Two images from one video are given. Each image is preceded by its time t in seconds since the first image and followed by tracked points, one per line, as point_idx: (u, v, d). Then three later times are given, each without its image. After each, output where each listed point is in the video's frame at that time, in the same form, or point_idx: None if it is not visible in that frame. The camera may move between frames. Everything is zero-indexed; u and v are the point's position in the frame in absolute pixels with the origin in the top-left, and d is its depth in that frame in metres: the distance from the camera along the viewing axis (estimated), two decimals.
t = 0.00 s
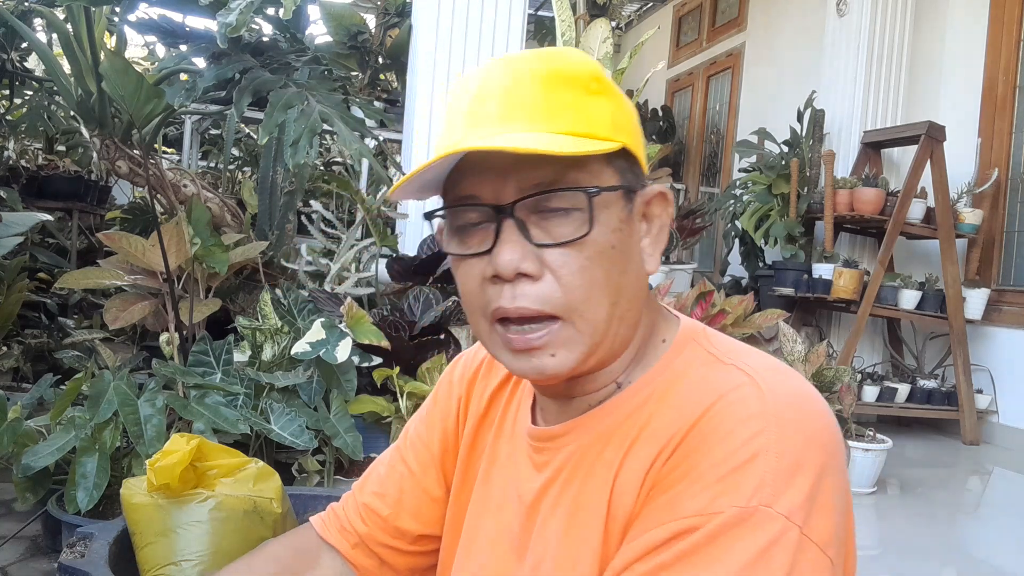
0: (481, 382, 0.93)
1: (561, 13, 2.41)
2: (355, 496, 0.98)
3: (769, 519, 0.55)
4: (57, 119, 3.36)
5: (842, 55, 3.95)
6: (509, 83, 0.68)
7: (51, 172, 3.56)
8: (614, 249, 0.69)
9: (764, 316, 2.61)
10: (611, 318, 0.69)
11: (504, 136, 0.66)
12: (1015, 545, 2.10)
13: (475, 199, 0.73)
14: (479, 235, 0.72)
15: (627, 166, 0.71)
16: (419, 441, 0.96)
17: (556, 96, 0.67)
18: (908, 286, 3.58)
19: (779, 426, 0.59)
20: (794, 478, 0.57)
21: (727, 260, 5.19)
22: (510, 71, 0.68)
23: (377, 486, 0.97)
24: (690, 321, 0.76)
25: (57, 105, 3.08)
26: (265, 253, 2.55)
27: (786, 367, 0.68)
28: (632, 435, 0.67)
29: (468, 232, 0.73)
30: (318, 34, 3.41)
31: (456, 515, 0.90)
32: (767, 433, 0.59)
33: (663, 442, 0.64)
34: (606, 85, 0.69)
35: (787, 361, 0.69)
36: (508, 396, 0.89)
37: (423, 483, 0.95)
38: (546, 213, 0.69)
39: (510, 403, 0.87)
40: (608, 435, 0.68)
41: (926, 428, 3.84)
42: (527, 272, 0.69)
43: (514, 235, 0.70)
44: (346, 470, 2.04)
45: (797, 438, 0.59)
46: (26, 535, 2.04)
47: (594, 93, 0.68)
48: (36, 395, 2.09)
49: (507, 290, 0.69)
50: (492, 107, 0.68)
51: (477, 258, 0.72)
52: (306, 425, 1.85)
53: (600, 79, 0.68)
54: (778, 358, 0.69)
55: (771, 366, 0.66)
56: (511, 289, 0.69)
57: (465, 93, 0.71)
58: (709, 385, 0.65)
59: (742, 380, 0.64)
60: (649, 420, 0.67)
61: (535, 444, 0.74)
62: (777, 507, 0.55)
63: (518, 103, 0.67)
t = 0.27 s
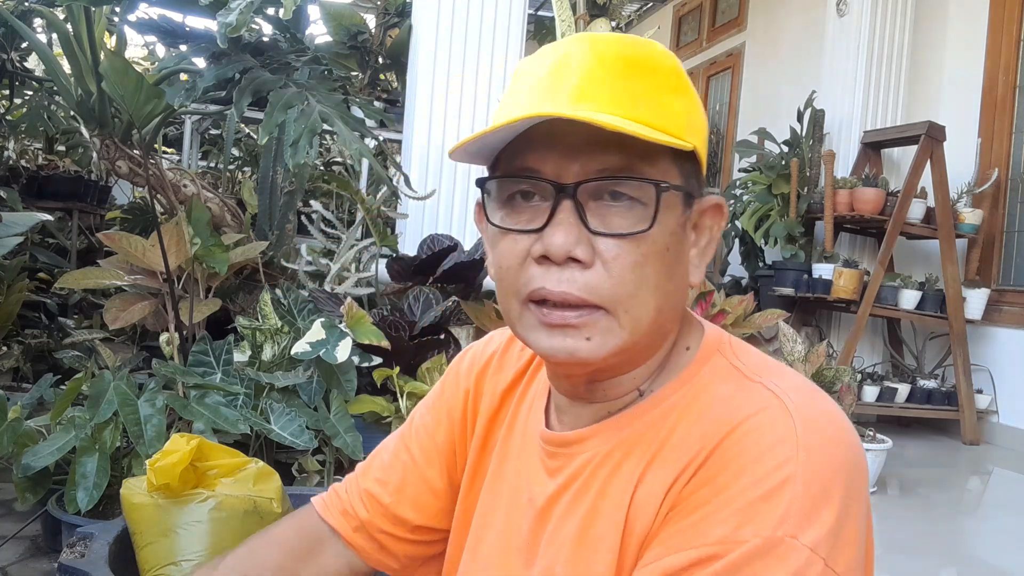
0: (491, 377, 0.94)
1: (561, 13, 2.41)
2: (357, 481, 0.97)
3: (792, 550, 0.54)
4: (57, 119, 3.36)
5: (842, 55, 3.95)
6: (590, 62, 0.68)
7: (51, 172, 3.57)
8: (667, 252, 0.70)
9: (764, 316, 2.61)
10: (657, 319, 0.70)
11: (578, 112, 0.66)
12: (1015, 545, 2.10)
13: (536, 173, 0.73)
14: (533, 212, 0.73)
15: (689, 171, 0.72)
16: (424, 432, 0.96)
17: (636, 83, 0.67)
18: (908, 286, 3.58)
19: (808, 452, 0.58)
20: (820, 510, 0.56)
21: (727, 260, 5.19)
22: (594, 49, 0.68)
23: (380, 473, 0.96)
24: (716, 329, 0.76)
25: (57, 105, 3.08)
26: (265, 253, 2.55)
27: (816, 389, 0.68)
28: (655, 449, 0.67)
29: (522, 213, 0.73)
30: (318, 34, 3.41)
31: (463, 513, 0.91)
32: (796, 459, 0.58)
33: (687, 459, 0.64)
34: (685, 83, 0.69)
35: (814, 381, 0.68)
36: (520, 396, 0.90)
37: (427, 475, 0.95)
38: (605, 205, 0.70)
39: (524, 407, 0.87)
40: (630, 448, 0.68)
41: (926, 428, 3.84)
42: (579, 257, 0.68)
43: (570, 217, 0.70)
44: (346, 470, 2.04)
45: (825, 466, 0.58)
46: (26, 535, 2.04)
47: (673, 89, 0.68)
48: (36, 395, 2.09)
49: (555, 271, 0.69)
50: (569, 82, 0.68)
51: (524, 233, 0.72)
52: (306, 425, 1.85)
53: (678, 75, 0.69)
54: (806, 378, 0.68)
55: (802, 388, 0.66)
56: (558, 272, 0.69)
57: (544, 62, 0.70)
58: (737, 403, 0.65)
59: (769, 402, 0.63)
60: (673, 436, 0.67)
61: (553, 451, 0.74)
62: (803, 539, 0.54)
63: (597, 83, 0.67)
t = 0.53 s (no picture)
0: (494, 375, 0.94)
1: (561, 13, 2.41)
2: (353, 457, 0.97)
3: None
4: (57, 119, 3.36)
5: (842, 55, 3.95)
6: (601, 69, 0.67)
7: (51, 172, 3.57)
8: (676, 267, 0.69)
9: (764, 316, 2.61)
10: (664, 340, 0.69)
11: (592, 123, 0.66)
12: (1015, 545, 2.10)
13: (540, 187, 0.72)
14: (535, 229, 0.72)
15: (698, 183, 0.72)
16: (424, 418, 0.96)
17: (648, 93, 0.67)
18: (908, 286, 3.58)
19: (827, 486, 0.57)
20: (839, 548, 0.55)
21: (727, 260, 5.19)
22: (605, 55, 0.68)
23: (376, 450, 0.96)
24: (725, 338, 0.76)
25: (57, 105, 3.08)
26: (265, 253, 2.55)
27: (832, 410, 0.67)
28: (667, 470, 0.66)
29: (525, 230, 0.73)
30: (318, 34, 3.42)
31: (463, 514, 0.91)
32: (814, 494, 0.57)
33: (700, 484, 0.64)
34: (697, 88, 0.69)
35: (826, 399, 0.67)
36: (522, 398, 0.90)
37: (423, 461, 0.96)
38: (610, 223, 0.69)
39: (528, 413, 0.86)
40: (640, 468, 0.68)
41: (926, 428, 3.84)
42: (582, 277, 0.68)
43: (574, 235, 0.69)
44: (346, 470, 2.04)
45: (843, 501, 0.57)
46: (26, 535, 2.03)
47: (685, 96, 0.68)
48: (36, 395, 2.09)
49: (556, 291, 0.68)
50: (580, 90, 0.67)
51: (525, 250, 0.71)
52: (306, 425, 1.85)
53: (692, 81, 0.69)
54: (818, 396, 0.68)
55: (816, 410, 0.64)
56: (559, 291, 0.68)
57: (552, 65, 0.70)
58: (751, 427, 0.63)
59: (785, 426, 0.62)
60: (685, 458, 0.66)
61: (559, 462, 0.74)
62: None
63: (609, 91, 0.67)
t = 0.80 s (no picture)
0: (486, 384, 0.94)
1: (561, 13, 2.41)
2: (353, 479, 0.97)
3: None
4: (57, 119, 3.36)
5: (842, 55, 3.95)
6: (597, 68, 0.67)
7: (51, 172, 3.57)
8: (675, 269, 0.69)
9: (764, 316, 2.61)
10: (665, 344, 0.69)
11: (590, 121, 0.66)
12: (1015, 545, 2.10)
13: (536, 188, 0.72)
14: (532, 235, 0.72)
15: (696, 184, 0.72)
16: (416, 429, 0.96)
17: (646, 92, 0.67)
18: (908, 286, 3.58)
19: (845, 497, 0.57)
20: (864, 561, 0.54)
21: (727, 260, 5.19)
22: (601, 54, 0.68)
23: (376, 470, 0.97)
24: (726, 343, 0.75)
25: (57, 105, 3.07)
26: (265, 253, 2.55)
27: (836, 415, 0.67)
28: (677, 484, 0.65)
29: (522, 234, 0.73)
30: (318, 34, 3.42)
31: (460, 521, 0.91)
32: (834, 507, 0.56)
33: (715, 499, 0.63)
34: (695, 87, 0.69)
35: (829, 404, 0.67)
36: (518, 407, 0.89)
37: (415, 476, 0.95)
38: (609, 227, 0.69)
39: (527, 420, 0.86)
40: (648, 482, 0.67)
41: (927, 428, 3.84)
42: (580, 281, 0.67)
43: (573, 238, 0.69)
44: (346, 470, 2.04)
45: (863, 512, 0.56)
46: (26, 536, 2.03)
47: (681, 94, 0.68)
48: (36, 395, 2.09)
49: (554, 296, 0.68)
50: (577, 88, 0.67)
51: (521, 254, 0.71)
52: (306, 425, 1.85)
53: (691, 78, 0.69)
54: (822, 402, 0.67)
55: (824, 418, 0.64)
56: (557, 297, 0.68)
57: (549, 63, 0.70)
58: (761, 438, 0.63)
59: (798, 438, 0.61)
60: (695, 471, 0.65)
61: (561, 472, 0.73)
62: None
63: (607, 90, 0.67)
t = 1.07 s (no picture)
0: (494, 388, 0.94)
1: (561, 13, 2.41)
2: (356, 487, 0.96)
3: None
4: (57, 119, 3.36)
5: (842, 55, 3.95)
6: (630, 69, 0.67)
7: (51, 172, 3.56)
8: (707, 275, 0.69)
9: (764, 316, 2.60)
10: (696, 348, 0.69)
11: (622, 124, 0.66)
12: (1014, 544, 2.10)
13: (566, 192, 0.71)
14: (563, 237, 0.72)
15: (728, 190, 0.72)
16: (420, 434, 0.96)
17: (678, 93, 0.67)
18: (908, 286, 3.58)
19: (883, 512, 0.57)
20: None
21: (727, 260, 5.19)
22: (632, 56, 0.68)
23: (378, 478, 0.96)
24: (749, 352, 0.75)
25: (57, 105, 3.07)
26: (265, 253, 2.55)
27: (862, 429, 0.67)
28: (707, 495, 0.66)
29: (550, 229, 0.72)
30: (318, 34, 3.42)
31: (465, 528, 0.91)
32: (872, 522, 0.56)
33: (750, 514, 0.63)
34: (727, 88, 0.70)
35: (854, 418, 0.68)
36: (525, 412, 0.89)
37: (421, 481, 0.94)
38: (642, 232, 0.69)
39: (540, 422, 0.86)
40: (676, 492, 0.67)
41: (927, 428, 3.84)
42: (612, 287, 0.67)
43: (604, 243, 0.69)
44: (346, 470, 2.03)
45: (899, 528, 0.57)
46: (26, 535, 2.03)
47: (714, 94, 0.68)
48: (36, 395, 2.09)
49: (583, 302, 0.68)
50: (608, 91, 0.67)
51: (550, 258, 0.71)
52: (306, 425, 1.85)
53: (722, 78, 0.69)
54: (846, 415, 0.68)
55: (853, 432, 0.65)
56: (586, 302, 0.68)
57: (578, 63, 0.70)
58: (793, 453, 0.63)
59: (833, 453, 0.62)
60: (727, 485, 0.65)
61: (579, 479, 0.73)
62: None
63: (639, 92, 0.67)
